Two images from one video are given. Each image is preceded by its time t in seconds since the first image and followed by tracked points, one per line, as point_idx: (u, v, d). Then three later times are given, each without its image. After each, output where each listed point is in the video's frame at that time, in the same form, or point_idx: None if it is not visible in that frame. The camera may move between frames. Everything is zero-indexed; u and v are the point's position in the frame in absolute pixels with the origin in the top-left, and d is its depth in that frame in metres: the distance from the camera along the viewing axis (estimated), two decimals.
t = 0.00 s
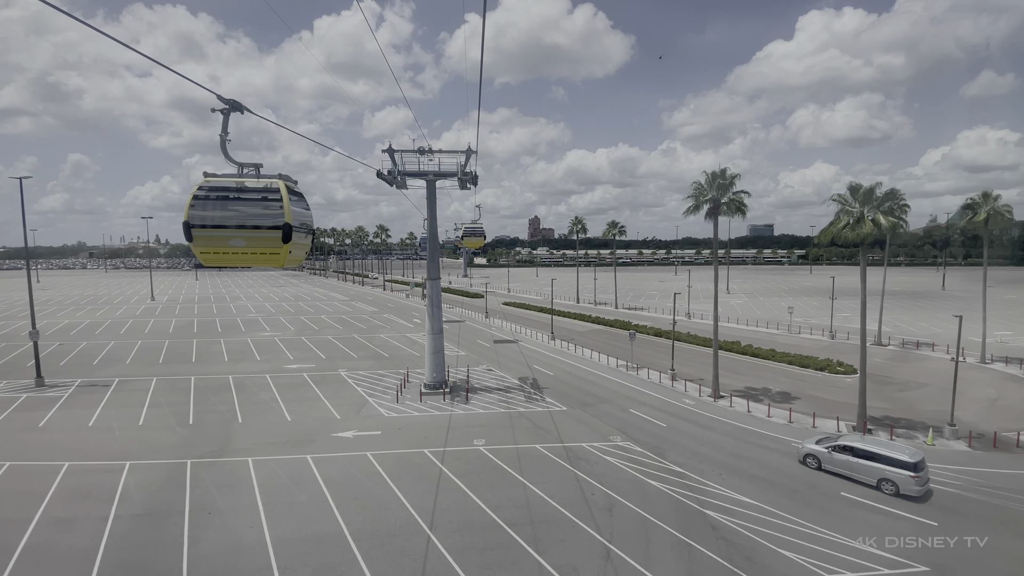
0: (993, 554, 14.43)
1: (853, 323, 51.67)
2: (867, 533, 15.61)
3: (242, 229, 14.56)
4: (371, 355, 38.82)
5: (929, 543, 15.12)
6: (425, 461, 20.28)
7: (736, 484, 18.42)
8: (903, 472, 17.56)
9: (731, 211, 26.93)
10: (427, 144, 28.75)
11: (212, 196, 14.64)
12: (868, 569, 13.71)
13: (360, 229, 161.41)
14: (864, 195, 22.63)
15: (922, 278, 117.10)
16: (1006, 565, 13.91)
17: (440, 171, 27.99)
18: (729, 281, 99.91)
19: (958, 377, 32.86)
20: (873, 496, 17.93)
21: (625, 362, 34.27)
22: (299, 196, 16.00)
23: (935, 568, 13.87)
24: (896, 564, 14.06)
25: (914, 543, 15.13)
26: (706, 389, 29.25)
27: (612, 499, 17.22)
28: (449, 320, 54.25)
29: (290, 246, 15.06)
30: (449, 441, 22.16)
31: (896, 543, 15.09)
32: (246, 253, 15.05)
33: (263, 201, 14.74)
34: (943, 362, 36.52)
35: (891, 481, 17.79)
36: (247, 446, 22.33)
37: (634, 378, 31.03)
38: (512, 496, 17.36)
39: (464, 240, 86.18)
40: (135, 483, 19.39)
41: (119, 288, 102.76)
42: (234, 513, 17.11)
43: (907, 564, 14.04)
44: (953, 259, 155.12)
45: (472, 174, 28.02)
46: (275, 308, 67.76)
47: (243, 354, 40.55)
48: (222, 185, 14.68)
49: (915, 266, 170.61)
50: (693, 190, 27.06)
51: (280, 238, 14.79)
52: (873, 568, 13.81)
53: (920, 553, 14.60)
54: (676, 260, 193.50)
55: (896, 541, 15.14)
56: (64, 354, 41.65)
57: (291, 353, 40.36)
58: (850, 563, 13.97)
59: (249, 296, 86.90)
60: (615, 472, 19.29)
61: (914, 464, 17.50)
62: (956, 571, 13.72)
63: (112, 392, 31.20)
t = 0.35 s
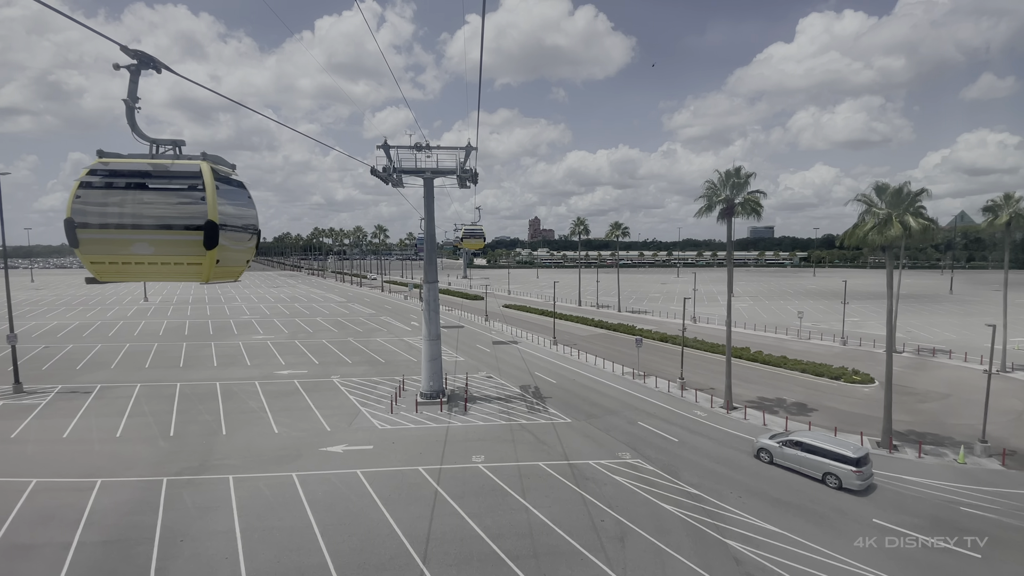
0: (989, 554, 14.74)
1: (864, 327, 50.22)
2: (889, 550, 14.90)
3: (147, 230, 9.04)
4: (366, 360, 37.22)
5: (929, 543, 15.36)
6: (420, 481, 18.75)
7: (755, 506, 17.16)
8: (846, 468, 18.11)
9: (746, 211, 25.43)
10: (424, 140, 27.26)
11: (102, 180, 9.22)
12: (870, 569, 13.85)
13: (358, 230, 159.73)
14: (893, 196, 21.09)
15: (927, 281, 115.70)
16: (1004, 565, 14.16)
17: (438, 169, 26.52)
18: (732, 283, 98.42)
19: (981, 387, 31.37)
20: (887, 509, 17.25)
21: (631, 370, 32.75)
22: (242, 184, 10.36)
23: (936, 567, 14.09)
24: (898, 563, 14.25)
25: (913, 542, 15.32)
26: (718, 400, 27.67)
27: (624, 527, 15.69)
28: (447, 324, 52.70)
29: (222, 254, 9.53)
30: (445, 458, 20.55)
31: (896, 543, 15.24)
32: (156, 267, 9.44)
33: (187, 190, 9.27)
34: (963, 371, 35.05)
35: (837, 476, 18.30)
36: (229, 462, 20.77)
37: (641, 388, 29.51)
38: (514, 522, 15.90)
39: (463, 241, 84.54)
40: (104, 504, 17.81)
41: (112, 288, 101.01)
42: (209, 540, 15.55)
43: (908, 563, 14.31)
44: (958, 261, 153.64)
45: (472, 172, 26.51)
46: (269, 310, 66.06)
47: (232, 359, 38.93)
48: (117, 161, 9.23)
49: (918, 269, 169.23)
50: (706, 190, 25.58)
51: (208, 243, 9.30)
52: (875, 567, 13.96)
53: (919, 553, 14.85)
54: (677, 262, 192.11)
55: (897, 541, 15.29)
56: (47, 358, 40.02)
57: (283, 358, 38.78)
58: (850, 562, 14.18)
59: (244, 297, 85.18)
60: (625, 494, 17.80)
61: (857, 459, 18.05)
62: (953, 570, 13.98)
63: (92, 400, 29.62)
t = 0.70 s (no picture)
0: (990, 554, 14.91)
1: (876, 332, 48.71)
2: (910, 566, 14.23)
3: None
4: (361, 366, 35.68)
5: (930, 543, 15.49)
6: (415, 504, 17.22)
7: (773, 524, 16.11)
8: (793, 459, 18.66)
9: (763, 211, 23.91)
10: (421, 135, 25.75)
11: None
12: (875, 569, 13.93)
13: (357, 231, 158.19)
14: (925, 194, 19.62)
15: (932, 283, 114.28)
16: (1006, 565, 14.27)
17: (436, 166, 25.02)
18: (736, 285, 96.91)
19: (1005, 397, 29.90)
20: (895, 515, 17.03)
21: (638, 378, 31.19)
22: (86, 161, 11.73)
23: (938, 567, 14.20)
24: (898, 564, 14.34)
25: (913, 543, 15.42)
26: (733, 412, 26.05)
27: (639, 561, 14.10)
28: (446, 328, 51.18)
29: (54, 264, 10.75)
30: (443, 479, 18.90)
31: (896, 543, 15.36)
32: None
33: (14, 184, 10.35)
34: (984, 379, 33.54)
35: (782, 466, 18.91)
36: (209, 482, 19.28)
37: (650, 397, 27.95)
38: (517, 553, 14.40)
39: (463, 242, 83.00)
40: (69, 530, 16.34)
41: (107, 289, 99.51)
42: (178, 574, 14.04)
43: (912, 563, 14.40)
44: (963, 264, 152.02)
45: (472, 170, 24.98)
46: (265, 313, 64.55)
47: (222, 365, 37.39)
48: None
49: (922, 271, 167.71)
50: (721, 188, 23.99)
51: (30, 250, 10.26)
52: (878, 567, 14.05)
53: (921, 552, 14.96)
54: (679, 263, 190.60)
55: (897, 541, 15.39)
56: (30, 364, 38.52)
57: (275, 364, 37.26)
58: (857, 563, 14.20)
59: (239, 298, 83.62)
60: (638, 520, 16.26)
61: (803, 451, 18.64)
62: (955, 569, 14.10)
63: (71, 409, 28.14)
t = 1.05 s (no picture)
0: (990, 553, 14.92)
1: (888, 335, 47.24)
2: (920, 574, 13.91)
3: None
4: (357, 373, 34.08)
5: (930, 543, 15.47)
6: (411, 531, 15.68)
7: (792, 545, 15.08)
8: (745, 450, 19.31)
9: (783, 209, 22.50)
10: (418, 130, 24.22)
11: None
12: (875, 569, 13.95)
13: (357, 232, 156.51)
14: (962, 193, 18.20)
15: (938, 284, 112.70)
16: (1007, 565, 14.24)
17: (434, 163, 23.50)
18: (740, 286, 95.37)
19: None
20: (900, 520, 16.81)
21: (647, 386, 29.65)
22: None
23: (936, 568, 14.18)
24: (899, 564, 14.36)
25: (913, 543, 15.45)
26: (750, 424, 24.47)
27: None
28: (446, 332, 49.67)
29: None
30: (440, 502, 17.35)
31: (896, 543, 15.43)
32: None
33: None
34: (1009, 386, 32.07)
35: (736, 458, 19.57)
36: (187, 504, 17.78)
37: (661, 407, 26.43)
38: None
39: (463, 244, 81.59)
40: (29, 562, 14.81)
41: (103, 291, 97.81)
42: None
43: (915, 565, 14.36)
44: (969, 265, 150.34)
45: (473, 166, 23.46)
46: (260, 316, 62.95)
47: (212, 372, 35.82)
48: None
49: (927, 271, 166.26)
50: (738, 185, 22.58)
51: None
52: (877, 567, 14.10)
53: (921, 553, 14.96)
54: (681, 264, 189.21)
55: (896, 541, 15.48)
56: (11, 371, 36.92)
57: (267, 371, 35.73)
58: (856, 562, 14.23)
59: (235, 301, 82.03)
60: (657, 548, 14.77)
61: (755, 443, 19.27)
62: (955, 569, 14.12)
63: (48, 421, 26.58)
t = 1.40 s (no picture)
0: (988, 552, 14.91)
1: (901, 336, 45.81)
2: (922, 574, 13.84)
3: None
4: (352, 381, 32.54)
5: (930, 543, 15.45)
6: (406, 563, 14.16)
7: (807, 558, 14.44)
8: (702, 440, 20.12)
9: (805, 206, 21.05)
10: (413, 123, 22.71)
11: None
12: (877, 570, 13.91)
13: (356, 233, 154.98)
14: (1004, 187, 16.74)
15: (943, 282, 111.23)
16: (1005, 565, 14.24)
17: (431, 159, 22.01)
18: (744, 286, 93.89)
19: None
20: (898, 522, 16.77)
21: (658, 394, 28.16)
22: None
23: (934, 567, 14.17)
24: (897, 562, 14.39)
25: (913, 543, 15.46)
26: (770, 436, 22.97)
27: None
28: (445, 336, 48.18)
29: None
30: (439, 527, 15.84)
31: (896, 543, 15.43)
32: None
33: None
34: None
35: (694, 447, 20.38)
36: (164, 532, 16.29)
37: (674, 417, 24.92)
38: None
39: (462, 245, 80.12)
40: None
41: (99, 295, 96.20)
42: None
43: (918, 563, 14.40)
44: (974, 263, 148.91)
45: (473, 162, 21.98)
46: (256, 320, 61.40)
47: (201, 381, 34.26)
48: None
49: (931, 269, 164.80)
50: (756, 182, 21.18)
51: None
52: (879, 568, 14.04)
53: (920, 552, 14.94)
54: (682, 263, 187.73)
55: (896, 541, 15.50)
56: None
57: (259, 379, 34.20)
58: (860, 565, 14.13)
59: (231, 304, 80.35)
60: None
61: (712, 433, 20.05)
62: (954, 567, 14.11)
63: (24, 435, 25.02)
